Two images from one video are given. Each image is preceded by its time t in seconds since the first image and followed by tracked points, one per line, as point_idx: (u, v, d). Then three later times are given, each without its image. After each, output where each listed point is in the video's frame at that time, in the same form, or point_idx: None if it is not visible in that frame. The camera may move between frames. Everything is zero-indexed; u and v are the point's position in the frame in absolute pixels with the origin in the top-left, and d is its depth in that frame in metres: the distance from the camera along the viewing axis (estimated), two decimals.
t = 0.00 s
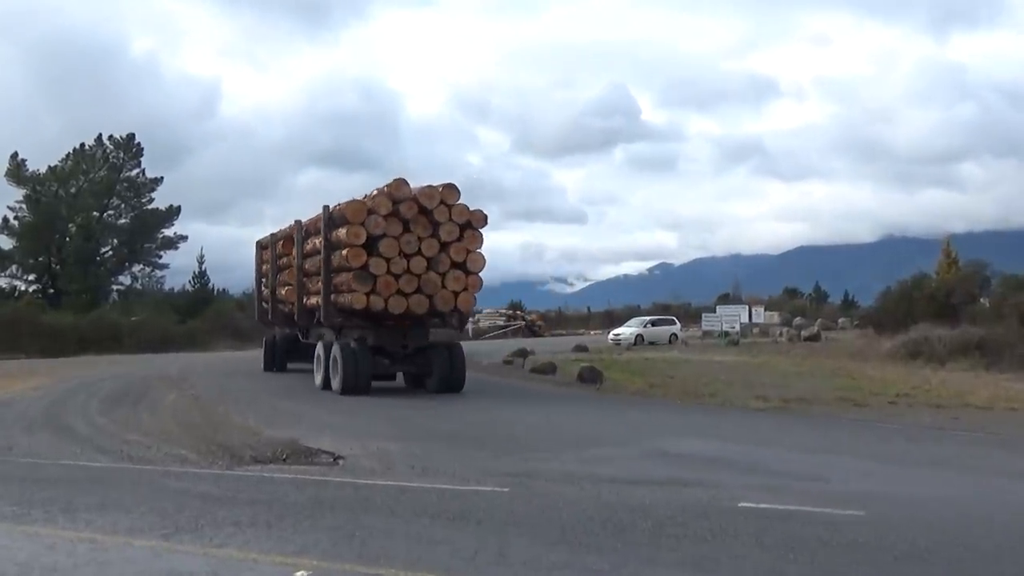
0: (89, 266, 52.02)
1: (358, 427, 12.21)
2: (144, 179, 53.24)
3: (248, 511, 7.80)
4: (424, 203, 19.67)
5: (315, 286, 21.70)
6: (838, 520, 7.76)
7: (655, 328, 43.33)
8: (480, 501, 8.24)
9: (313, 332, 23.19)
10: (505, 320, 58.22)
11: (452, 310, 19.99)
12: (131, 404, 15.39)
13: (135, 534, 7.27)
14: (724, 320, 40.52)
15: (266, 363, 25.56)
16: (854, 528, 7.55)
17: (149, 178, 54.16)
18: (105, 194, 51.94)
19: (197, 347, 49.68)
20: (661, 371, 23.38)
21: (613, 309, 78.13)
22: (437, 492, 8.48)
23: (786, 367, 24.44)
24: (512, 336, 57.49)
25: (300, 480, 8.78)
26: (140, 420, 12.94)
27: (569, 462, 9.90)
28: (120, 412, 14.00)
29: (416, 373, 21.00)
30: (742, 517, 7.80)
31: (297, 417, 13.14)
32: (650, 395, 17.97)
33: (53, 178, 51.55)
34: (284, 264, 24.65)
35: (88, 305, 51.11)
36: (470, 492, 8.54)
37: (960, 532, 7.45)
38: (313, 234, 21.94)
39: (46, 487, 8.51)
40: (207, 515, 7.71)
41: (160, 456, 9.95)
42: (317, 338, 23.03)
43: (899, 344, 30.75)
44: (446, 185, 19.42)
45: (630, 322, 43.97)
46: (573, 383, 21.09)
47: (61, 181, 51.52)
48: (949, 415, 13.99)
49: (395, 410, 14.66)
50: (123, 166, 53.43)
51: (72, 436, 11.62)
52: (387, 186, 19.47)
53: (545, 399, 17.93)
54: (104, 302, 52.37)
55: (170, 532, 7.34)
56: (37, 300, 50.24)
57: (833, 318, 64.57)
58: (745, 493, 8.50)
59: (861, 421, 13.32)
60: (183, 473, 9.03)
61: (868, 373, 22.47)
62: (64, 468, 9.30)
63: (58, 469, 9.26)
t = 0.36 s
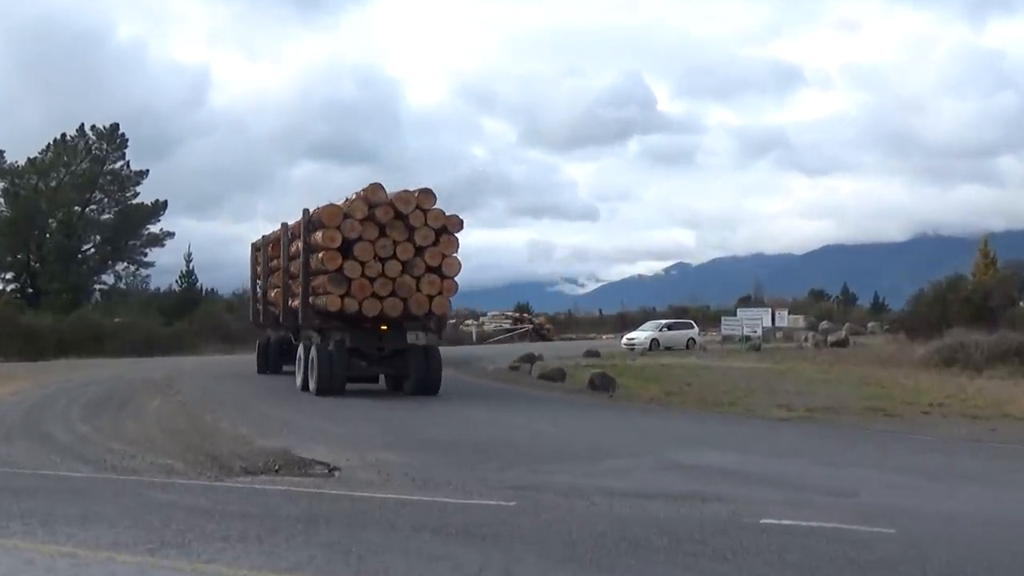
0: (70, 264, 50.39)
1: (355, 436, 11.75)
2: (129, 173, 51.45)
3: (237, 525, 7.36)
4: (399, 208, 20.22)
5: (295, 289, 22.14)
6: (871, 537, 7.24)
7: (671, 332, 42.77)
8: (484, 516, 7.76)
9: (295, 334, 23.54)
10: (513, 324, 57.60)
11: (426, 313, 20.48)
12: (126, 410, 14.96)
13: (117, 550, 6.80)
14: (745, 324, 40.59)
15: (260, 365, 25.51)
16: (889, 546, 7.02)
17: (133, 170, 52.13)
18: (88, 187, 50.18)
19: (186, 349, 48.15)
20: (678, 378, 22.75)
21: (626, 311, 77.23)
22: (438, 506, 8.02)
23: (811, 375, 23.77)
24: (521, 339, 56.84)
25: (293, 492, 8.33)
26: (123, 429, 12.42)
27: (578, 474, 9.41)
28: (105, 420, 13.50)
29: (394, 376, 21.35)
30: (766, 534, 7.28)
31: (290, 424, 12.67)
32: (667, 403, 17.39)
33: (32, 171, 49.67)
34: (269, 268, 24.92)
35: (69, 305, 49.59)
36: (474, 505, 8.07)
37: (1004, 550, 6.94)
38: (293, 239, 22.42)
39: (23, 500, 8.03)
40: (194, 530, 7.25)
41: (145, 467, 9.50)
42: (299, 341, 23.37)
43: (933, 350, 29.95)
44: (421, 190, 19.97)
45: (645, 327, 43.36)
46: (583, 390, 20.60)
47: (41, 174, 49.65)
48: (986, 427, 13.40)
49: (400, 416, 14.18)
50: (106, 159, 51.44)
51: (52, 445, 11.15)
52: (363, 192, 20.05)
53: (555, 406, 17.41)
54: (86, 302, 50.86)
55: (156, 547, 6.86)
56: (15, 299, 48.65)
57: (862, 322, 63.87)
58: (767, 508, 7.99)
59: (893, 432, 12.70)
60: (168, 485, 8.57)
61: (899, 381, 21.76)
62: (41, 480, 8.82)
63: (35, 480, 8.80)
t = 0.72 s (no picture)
0: (53, 260, 49.82)
1: (357, 443, 11.34)
2: (115, 164, 50.70)
3: (231, 538, 6.95)
4: (382, 210, 20.98)
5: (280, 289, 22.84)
6: (908, 554, 6.76)
7: (692, 334, 42.17)
8: (493, 530, 7.32)
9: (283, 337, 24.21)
10: (524, 326, 57.12)
11: (408, 313, 21.29)
12: (123, 415, 14.60)
13: (102, 564, 6.39)
14: (771, 325, 39.64)
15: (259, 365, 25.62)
16: (931, 564, 6.53)
17: (119, 162, 51.45)
18: (71, 180, 49.49)
19: (174, 352, 47.45)
20: (701, 384, 22.18)
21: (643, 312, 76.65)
22: (444, 519, 7.58)
23: (843, 380, 23.14)
24: (529, 341, 56.43)
25: (290, 504, 7.92)
26: (112, 435, 12.04)
27: (591, 486, 8.94)
28: (94, 426, 13.12)
29: (379, 376, 21.98)
30: (795, 551, 6.80)
31: (287, 431, 12.27)
32: (688, 410, 16.87)
33: (14, 163, 49.26)
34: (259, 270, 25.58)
35: (52, 304, 49.10)
36: (482, 519, 7.62)
37: None
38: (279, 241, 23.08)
39: (3, 510, 7.65)
40: (185, 543, 6.84)
41: (133, 476, 9.11)
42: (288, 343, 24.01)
43: (973, 354, 29.19)
44: (403, 193, 20.74)
45: (665, 329, 42.80)
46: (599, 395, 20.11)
47: (24, 166, 49.28)
48: None
49: (406, 423, 13.75)
50: (91, 150, 50.72)
51: (36, 452, 10.79)
52: (346, 194, 20.80)
53: (568, 411, 16.96)
54: (69, 301, 50.47)
55: (143, 561, 6.46)
56: None
57: (897, 326, 63.35)
58: (795, 522, 7.51)
59: (931, 442, 12.15)
60: (157, 495, 8.18)
61: (938, 388, 21.11)
62: (23, 490, 8.44)
63: (18, 490, 8.43)
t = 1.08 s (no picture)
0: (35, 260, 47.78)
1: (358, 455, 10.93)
2: (100, 158, 48.36)
3: (223, 556, 6.55)
4: (365, 215, 21.24)
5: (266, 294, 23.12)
6: None
7: (714, 340, 41.50)
8: (503, 548, 6.89)
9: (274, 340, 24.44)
10: (534, 330, 56.62)
11: (391, 318, 21.53)
12: (114, 424, 14.21)
13: None
14: (798, 330, 39.14)
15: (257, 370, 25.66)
16: None
17: (104, 156, 49.04)
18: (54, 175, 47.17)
19: (163, 356, 46.69)
20: (721, 392, 21.72)
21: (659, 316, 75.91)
22: (449, 536, 7.17)
23: (875, 389, 22.55)
24: (540, 346, 56.04)
25: (287, 520, 7.52)
26: (101, 447, 11.60)
27: (606, 502, 8.50)
28: (81, 436, 12.67)
29: (366, 381, 22.17)
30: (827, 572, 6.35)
31: (285, 442, 11.86)
32: (710, 421, 16.36)
33: None
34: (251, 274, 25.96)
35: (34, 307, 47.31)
36: (490, 536, 7.20)
37: None
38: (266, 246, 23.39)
39: None
40: (175, 562, 6.44)
41: (118, 490, 8.69)
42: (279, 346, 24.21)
43: (1014, 362, 28.60)
44: (386, 197, 21.01)
45: (686, 334, 42.19)
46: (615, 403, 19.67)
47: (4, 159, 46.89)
48: None
49: (413, 432, 13.33)
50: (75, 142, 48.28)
51: (19, 464, 10.39)
52: (329, 199, 21.07)
53: (581, 420, 16.53)
54: (52, 304, 48.63)
55: None
56: None
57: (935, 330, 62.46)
58: (826, 541, 7.05)
59: (971, 456, 11.61)
60: (144, 511, 7.77)
61: (976, 397, 20.50)
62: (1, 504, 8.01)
63: None
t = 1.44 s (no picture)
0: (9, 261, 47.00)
1: (354, 471, 10.56)
2: (77, 153, 47.83)
3: None
4: (345, 222, 21.41)
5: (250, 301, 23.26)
6: None
7: (731, 349, 41.07)
8: (506, 570, 6.50)
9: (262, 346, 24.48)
10: (540, 338, 56.27)
11: (372, 325, 21.62)
12: (96, 437, 13.80)
13: None
14: (822, 339, 38.74)
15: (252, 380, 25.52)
16: None
17: (82, 152, 48.53)
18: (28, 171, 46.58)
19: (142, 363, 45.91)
20: (738, 405, 21.31)
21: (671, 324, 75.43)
22: (449, 558, 6.77)
23: (904, 403, 22.11)
24: (546, 356, 55.68)
25: (276, 540, 7.14)
26: (82, 462, 11.21)
27: (614, 521, 8.09)
28: (63, 451, 12.28)
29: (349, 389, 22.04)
30: None
31: (277, 457, 11.48)
32: (727, 435, 15.91)
33: None
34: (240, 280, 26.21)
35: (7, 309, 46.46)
36: (492, 557, 6.80)
37: None
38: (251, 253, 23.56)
39: None
40: None
41: (96, 509, 8.31)
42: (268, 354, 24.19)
43: None
44: (366, 205, 21.18)
45: (702, 343, 41.81)
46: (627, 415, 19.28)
47: None
48: None
49: (413, 446, 12.91)
50: (50, 137, 47.78)
51: None
52: (309, 207, 21.24)
53: (592, 434, 16.12)
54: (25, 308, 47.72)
55: None
56: None
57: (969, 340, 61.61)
58: (850, 563, 6.65)
59: (1006, 473, 11.19)
60: (122, 530, 7.39)
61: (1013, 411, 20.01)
62: None
63: None
